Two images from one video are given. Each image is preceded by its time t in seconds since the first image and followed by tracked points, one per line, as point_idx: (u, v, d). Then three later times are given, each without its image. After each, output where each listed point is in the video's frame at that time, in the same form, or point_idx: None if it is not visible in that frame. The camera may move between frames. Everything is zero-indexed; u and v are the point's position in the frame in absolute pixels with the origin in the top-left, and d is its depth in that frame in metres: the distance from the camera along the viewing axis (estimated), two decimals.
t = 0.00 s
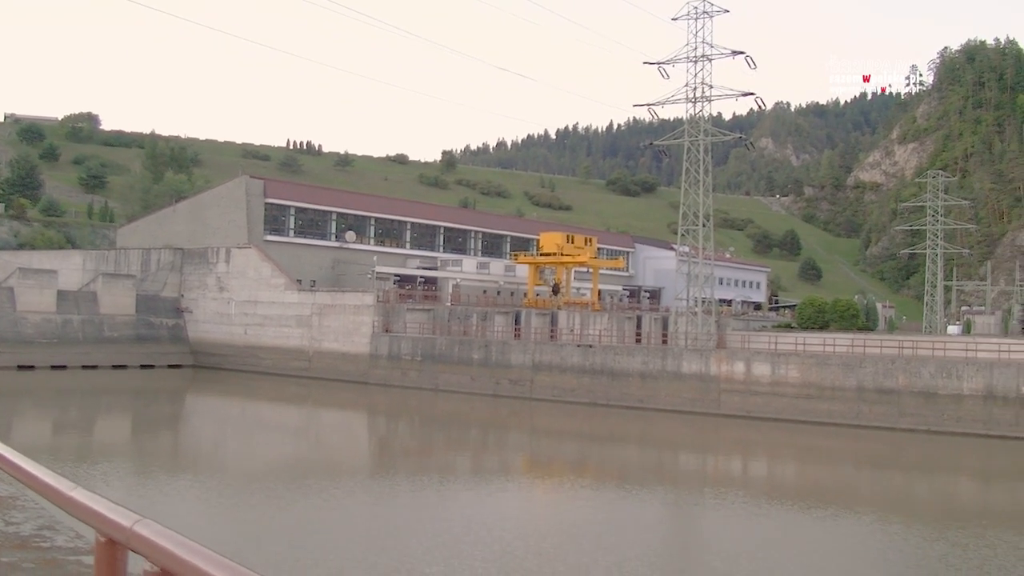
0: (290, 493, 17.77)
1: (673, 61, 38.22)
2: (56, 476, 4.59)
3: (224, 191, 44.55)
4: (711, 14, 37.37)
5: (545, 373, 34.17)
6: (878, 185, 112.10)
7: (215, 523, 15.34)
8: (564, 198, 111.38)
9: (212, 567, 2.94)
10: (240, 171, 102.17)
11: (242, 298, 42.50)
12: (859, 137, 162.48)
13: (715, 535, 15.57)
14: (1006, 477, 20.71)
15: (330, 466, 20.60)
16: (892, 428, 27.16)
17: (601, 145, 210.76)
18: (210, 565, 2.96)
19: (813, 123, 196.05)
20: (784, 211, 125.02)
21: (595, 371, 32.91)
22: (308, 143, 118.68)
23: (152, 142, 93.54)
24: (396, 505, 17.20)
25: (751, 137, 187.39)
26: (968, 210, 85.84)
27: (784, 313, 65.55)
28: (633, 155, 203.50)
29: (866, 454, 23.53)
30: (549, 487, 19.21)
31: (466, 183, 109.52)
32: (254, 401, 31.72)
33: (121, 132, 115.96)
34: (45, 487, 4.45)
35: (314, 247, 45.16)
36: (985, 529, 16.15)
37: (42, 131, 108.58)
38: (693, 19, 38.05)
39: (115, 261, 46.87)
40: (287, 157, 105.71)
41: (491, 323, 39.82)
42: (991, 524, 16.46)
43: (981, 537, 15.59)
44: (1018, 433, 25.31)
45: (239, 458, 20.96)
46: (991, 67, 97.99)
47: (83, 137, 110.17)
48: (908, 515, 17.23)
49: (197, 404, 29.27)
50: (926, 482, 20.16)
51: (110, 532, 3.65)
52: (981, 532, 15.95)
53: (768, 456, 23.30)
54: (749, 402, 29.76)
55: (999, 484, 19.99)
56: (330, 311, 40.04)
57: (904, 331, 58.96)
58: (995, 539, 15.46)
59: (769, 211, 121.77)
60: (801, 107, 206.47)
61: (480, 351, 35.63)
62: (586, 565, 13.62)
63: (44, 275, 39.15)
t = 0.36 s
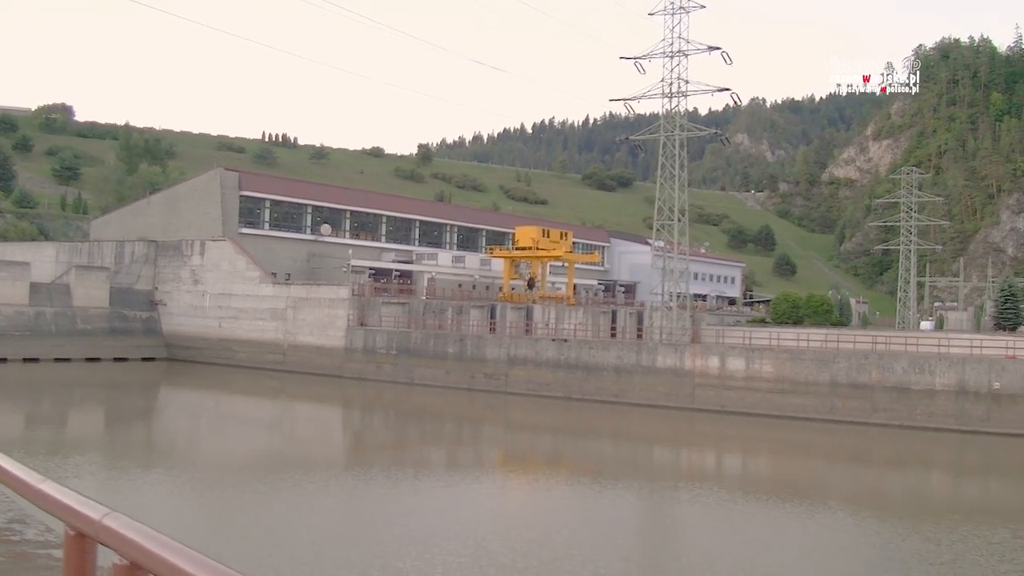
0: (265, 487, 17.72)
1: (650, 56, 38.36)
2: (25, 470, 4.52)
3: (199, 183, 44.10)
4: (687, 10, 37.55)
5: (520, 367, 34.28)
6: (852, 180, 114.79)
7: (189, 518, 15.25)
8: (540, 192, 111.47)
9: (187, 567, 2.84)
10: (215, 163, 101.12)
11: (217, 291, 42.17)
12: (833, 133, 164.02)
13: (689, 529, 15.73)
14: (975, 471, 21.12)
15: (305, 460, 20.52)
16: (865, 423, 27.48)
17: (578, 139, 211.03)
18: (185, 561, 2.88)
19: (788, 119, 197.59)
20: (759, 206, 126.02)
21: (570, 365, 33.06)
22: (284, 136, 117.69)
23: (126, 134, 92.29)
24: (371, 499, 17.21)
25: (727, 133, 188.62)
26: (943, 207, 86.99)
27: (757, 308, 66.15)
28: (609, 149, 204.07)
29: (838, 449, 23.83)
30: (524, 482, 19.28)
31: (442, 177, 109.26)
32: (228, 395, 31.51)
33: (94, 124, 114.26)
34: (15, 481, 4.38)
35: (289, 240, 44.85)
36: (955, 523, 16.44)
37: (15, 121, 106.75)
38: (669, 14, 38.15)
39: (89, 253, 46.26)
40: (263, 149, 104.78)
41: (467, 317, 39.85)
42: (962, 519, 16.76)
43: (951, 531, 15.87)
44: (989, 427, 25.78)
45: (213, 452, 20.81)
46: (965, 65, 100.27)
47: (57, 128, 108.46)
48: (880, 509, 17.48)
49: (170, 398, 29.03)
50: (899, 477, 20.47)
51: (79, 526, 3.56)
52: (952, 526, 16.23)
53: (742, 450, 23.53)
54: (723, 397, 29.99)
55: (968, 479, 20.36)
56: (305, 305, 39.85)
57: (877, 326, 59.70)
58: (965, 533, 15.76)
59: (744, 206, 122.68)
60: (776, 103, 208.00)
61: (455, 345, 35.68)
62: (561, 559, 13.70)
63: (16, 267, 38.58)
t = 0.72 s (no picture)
0: (238, 481, 17.64)
1: (624, 50, 38.45)
2: None
3: (171, 175, 43.59)
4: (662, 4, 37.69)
5: (494, 361, 34.36)
6: (825, 176, 116.84)
7: (162, 512, 15.16)
8: (514, 186, 111.43)
9: (156, 563, 2.85)
10: (187, 155, 99.87)
11: (189, 284, 41.77)
12: (806, 128, 165.63)
13: (662, 522, 15.88)
14: (942, 464, 21.52)
15: (278, 454, 20.45)
16: (837, 416, 27.83)
17: (552, 133, 211.15)
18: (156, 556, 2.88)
19: (762, 113, 199.12)
20: (733, 200, 126.91)
21: (543, 359, 33.21)
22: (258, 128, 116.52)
23: (97, 126, 90.88)
24: (344, 493, 17.18)
25: (701, 128, 189.69)
26: (915, 202, 88.64)
27: (730, 302, 66.80)
28: (584, 143, 204.44)
29: (811, 443, 24.14)
30: (497, 476, 19.35)
31: (416, 170, 108.87)
32: (200, 388, 31.28)
33: (64, 115, 112.37)
34: None
35: (262, 234, 44.48)
36: (925, 516, 16.73)
37: None
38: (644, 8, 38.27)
39: (60, 246, 45.63)
40: (236, 142, 103.67)
41: (441, 311, 39.83)
42: (931, 512, 17.06)
43: (920, 524, 16.15)
44: (960, 421, 26.18)
45: (185, 446, 20.68)
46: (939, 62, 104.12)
47: (27, 119, 106.57)
48: (850, 503, 17.77)
49: (142, 393, 28.74)
50: (870, 471, 20.79)
51: (46, 519, 3.54)
52: (921, 518, 16.52)
53: (714, 444, 23.79)
54: (695, 390, 30.26)
55: (937, 472, 20.74)
56: (278, 298, 39.62)
57: (850, 320, 60.49)
58: (933, 525, 16.04)
59: (718, 201, 123.50)
60: (750, 98, 209.46)
61: (429, 339, 35.70)
62: (535, 553, 13.78)
63: None
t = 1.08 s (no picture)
0: (212, 475, 17.57)
1: (599, 43, 38.58)
2: None
3: (143, 166, 43.08)
4: None
5: (468, 353, 34.42)
6: (798, 169, 117.85)
7: (135, 505, 15.09)
8: (489, 179, 111.32)
9: (125, 552, 2.85)
10: (159, 147, 98.52)
11: (162, 277, 41.39)
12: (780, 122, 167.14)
13: (634, 514, 16.05)
14: (913, 456, 21.89)
15: (253, 447, 20.39)
16: (810, 408, 28.17)
17: (527, 126, 211.07)
18: (116, 543, 2.85)
19: (736, 106, 200.51)
20: (707, 193, 127.61)
21: (518, 351, 33.32)
22: (232, 120, 115.28)
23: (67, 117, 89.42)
24: (319, 486, 17.17)
25: (676, 120, 190.32)
26: (888, 196, 90.59)
27: (704, 295, 67.33)
28: (558, 135, 204.70)
29: (784, 434, 24.46)
30: (472, 468, 19.41)
31: (391, 162, 108.36)
32: (174, 381, 31.06)
33: (33, 106, 110.37)
34: None
35: (235, 226, 44.09)
36: (896, 507, 17.04)
37: None
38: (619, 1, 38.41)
39: (31, 238, 44.95)
40: (210, 134, 102.47)
41: (415, 303, 39.78)
42: (903, 503, 17.38)
43: (891, 515, 16.44)
44: (932, 412, 26.57)
45: (158, 439, 20.56)
46: (910, 55, 107.45)
47: None
48: (824, 494, 18.02)
49: (114, 385, 28.51)
50: (843, 462, 21.12)
51: (13, 512, 3.50)
52: (893, 510, 16.80)
53: (688, 435, 24.06)
54: (669, 382, 30.51)
55: (908, 463, 21.08)
56: (251, 291, 39.37)
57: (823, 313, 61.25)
58: (905, 516, 16.33)
59: (692, 194, 124.21)
60: (725, 90, 210.51)
61: (403, 331, 35.67)
62: (510, 545, 13.88)
63: None
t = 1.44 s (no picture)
0: (185, 467, 17.49)
1: (575, 34, 38.59)
2: None
3: (116, 157, 42.54)
4: None
5: (443, 345, 34.47)
6: (773, 161, 118.77)
7: (110, 498, 15.01)
8: (465, 170, 111.05)
9: (94, 542, 2.76)
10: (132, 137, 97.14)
11: (136, 268, 40.98)
12: (754, 114, 168.26)
13: (609, 506, 16.16)
14: (886, 447, 22.25)
15: (228, 439, 20.34)
16: (784, 399, 28.51)
17: (503, 117, 210.66)
18: (88, 536, 2.78)
19: (711, 98, 201.61)
20: (682, 184, 128.28)
21: (493, 342, 33.39)
22: (206, 110, 113.94)
23: (38, 107, 87.89)
24: (293, 478, 17.15)
25: (651, 112, 190.71)
26: (862, 187, 91.83)
27: (678, 286, 67.78)
28: (534, 127, 204.49)
29: (758, 425, 24.81)
30: (447, 459, 19.52)
31: (366, 153, 107.73)
32: (148, 372, 30.81)
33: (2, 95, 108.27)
34: None
35: (210, 217, 43.64)
36: (871, 498, 17.30)
37: None
38: None
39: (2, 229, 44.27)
40: (184, 124, 101.21)
41: (390, 294, 39.70)
42: (878, 494, 17.64)
43: (865, 507, 16.67)
44: (906, 402, 26.95)
45: (132, 431, 20.44)
46: (885, 49, 108.96)
47: None
48: (799, 485, 18.27)
49: (87, 377, 28.25)
50: (818, 453, 21.42)
51: None
52: (863, 501, 17.13)
53: (663, 426, 24.31)
54: (644, 373, 30.75)
55: (882, 454, 21.44)
56: (226, 282, 39.10)
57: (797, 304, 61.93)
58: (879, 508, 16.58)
59: (667, 185, 124.76)
60: (700, 83, 211.54)
61: (378, 322, 35.63)
62: (487, 537, 13.96)
63: None
